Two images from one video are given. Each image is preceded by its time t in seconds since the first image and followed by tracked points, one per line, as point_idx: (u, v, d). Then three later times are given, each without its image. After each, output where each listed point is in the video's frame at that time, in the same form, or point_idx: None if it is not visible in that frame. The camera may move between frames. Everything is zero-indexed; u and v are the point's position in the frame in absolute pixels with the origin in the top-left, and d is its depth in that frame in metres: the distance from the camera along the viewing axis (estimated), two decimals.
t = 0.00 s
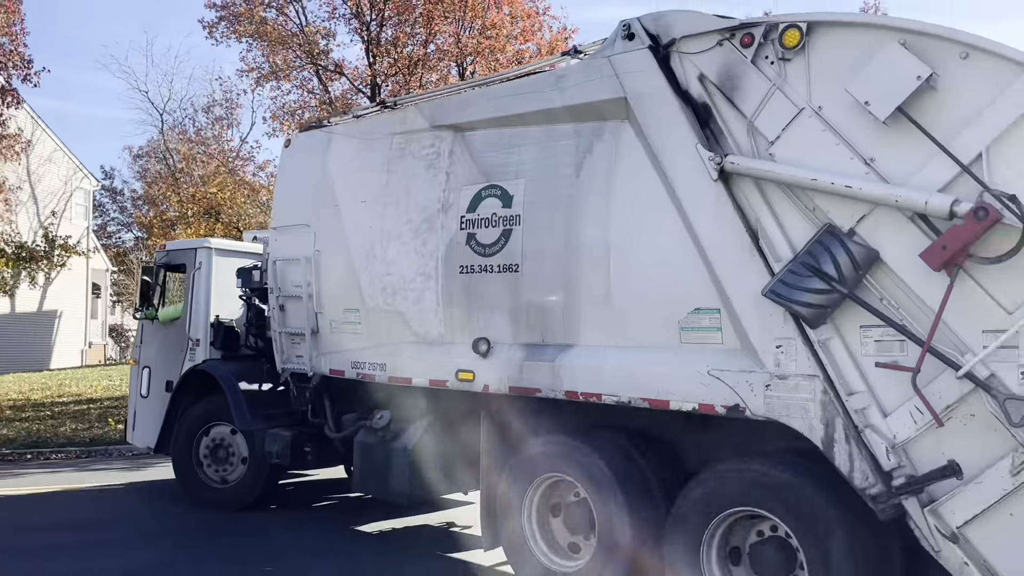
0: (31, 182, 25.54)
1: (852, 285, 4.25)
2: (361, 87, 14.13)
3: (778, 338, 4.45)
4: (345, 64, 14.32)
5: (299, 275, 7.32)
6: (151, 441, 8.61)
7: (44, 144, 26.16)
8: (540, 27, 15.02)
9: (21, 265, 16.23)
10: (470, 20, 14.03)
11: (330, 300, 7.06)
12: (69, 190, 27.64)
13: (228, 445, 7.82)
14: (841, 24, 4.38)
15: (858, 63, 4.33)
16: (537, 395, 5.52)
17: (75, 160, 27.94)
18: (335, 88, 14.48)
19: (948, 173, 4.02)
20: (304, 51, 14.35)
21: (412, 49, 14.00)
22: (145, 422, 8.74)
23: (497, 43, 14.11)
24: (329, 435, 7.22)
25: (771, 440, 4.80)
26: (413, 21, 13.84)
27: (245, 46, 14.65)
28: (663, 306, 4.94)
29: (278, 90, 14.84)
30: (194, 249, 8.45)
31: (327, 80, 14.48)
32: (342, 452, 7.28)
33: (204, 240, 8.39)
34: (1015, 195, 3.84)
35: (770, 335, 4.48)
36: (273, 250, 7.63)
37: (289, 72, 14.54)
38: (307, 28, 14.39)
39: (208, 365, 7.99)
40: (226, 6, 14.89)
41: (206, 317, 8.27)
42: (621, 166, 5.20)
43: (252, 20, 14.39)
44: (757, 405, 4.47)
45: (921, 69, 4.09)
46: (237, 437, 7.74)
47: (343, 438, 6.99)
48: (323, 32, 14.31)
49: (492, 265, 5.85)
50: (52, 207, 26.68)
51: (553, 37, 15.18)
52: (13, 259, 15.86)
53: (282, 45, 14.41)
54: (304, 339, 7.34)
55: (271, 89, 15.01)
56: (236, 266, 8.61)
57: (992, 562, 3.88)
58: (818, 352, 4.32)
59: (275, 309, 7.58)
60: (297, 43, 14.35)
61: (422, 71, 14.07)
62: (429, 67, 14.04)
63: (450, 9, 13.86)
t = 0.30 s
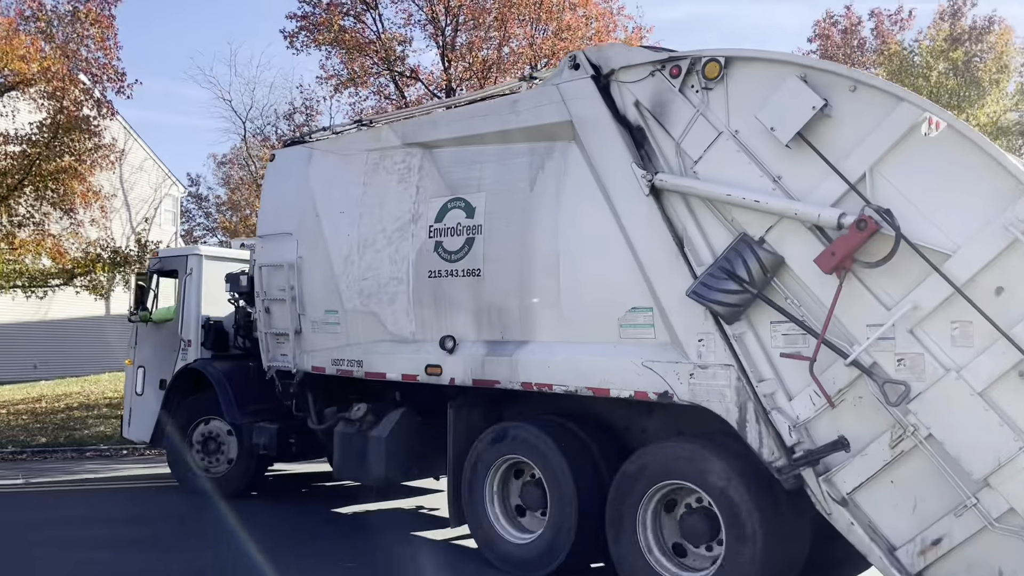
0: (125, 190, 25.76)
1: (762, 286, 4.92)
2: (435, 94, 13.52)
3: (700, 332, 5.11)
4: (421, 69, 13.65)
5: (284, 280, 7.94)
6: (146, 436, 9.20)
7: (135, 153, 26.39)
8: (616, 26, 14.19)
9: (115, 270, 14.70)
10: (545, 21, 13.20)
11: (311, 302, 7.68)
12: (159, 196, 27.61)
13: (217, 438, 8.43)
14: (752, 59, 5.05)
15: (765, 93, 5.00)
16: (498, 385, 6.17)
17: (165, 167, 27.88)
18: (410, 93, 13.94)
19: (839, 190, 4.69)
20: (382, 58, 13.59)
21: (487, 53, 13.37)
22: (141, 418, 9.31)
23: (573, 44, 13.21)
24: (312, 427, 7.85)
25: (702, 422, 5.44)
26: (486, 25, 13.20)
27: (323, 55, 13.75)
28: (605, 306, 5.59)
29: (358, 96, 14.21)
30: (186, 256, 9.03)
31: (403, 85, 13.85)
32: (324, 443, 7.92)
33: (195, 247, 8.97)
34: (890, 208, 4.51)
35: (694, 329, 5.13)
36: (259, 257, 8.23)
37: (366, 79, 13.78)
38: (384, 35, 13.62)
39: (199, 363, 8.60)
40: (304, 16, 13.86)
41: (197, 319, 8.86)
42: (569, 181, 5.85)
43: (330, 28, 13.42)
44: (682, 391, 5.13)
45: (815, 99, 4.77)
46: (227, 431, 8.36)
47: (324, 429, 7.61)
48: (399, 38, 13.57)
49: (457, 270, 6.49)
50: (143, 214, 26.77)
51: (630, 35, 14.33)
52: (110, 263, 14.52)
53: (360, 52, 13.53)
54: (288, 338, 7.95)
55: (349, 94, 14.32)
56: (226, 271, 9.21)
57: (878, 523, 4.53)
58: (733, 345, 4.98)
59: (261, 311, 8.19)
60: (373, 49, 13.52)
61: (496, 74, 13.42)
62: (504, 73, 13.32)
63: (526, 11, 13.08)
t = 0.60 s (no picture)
0: (210, 195, 26.32)
1: (694, 286, 5.62)
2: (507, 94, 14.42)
3: (643, 327, 5.81)
4: (491, 72, 14.63)
5: (273, 284, 8.59)
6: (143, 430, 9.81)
7: (218, 160, 27.02)
8: (689, 24, 14.90)
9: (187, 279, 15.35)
10: (617, 21, 14.12)
11: (299, 303, 8.34)
12: (242, 201, 28.21)
13: (211, 429, 9.08)
14: (687, 87, 5.76)
15: (699, 117, 5.71)
16: (468, 377, 6.84)
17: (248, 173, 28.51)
18: (483, 96, 14.82)
19: (760, 202, 5.40)
20: (454, 62, 14.58)
21: (558, 54, 14.19)
22: (138, 413, 9.92)
23: (644, 43, 14.13)
24: (299, 419, 8.49)
25: (649, 408, 6.11)
26: (558, 26, 14.07)
27: (398, 59, 14.74)
28: (562, 305, 6.27)
29: (431, 100, 15.14)
30: (183, 261, 9.68)
31: (475, 88, 14.82)
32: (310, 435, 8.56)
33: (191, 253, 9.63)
34: (801, 218, 5.23)
35: (638, 324, 5.83)
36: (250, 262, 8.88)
37: (439, 83, 14.85)
38: (456, 40, 14.56)
39: (194, 361, 9.23)
40: (379, 22, 14.85)
41: (193, 319, 9.50)
42: (531, 194, 6.54)
43: (405, 33, 14.48)
44: (627, 378, 5.82)
45: (739, 122, 5.47)
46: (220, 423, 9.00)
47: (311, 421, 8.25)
48: (471, 42, 14.51)
49: (432, 273, 7.16)
50: (227, 219, 27.28)
51: (703, 33, 14.99)
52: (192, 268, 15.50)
53: (433, 57, 14.59)
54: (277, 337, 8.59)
55: (423, 99, 15.27)
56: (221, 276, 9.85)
57: (793, 492, 5.21)
58: (671, 338, 5.67)
59: (252, 312, 8.84)
60: (446, 54, 14.56)
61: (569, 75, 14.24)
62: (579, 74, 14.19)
63: (600, 11, 13.97)
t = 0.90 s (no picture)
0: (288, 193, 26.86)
1: (644, 287, 6.35)
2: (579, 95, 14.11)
3: (600, 324, 6.53)
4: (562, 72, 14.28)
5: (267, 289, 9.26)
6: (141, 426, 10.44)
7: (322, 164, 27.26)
8: (762, 19, 14.14)
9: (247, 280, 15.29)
10: (688, 19, 13.55)
11: (290, 306, 9.01)
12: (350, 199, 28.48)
13: (207, 423, 9.72)
14: (640, 111, 6.51)
15: (649, 139, 6.45)
16: (445, 371, 7.53)
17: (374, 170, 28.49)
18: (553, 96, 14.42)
19: (700, 214, 6.14)
20: (524, 63, 14.22)
21: (629, 53, 13.67)
22: (137, 410, 10.54)
23: (718, 40, 13.53)
24: (290, 413, 9.16)
25: (607, 398, 6.80)
26: (628, 26, 13.52)
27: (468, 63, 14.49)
28: (530, 306, 6.98)
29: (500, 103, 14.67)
30: (183, 267, 10.35)
31: (545, 89, 14.38)
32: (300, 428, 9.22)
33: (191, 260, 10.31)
34: (735, 227, 5.97)
35: (596, 321, 6.55)
36: (245, 269, 9.55)
37: (510, 85, 14.38)
38: (527, 41, 14.28)
39: (192, 360, 9.88)
40: (450, 26, 14.65)
41: (191, 322, 10.17)
42: (502, 205, 7.26)
43: (476, 36, 14.23)
44: (585, 370, 6.53)
45: (682, 143, 6.21)
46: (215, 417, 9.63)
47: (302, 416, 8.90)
48: (542, 43, 14.23)
49: (414, 277, 7.85)
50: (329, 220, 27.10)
51: (777, 28, 14.17)
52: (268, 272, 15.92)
53: (504, 59, 14.26)
54: (269, 339, 9.26)
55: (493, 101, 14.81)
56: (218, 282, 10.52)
57: (729, 468, 5.90)
58: (624, 334, 6.39)
59: (247, 315, 9.50)
60: (518, 56, 14.19)
61: (636, 76, 13.76)
62: (649, 70, 13.64)
63: (670, 9, 13.44)
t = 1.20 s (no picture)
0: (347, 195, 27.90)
1: (606, 291, 7.10)
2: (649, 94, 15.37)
3: (567, 323, 7.26)
4: (631, 72, 15.51)
5: (260, 295, 9.91)
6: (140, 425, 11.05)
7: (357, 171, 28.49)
8: (838, 12, 15.87)
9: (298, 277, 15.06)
10: (761, 16, 15.23)
11: (283, 310, 9.67)
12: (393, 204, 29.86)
13: (204, 421, 10.38)
14: (601, 133, 7.26)
15: (610, 158, 7.19)
16: (428, 369, 8.22)
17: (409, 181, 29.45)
18: (621, 95, 15.91)
19: (654, 225, 6.89)
20: (594, 64, 15.49)
21: (699, 50, 14.95)
22: (136, 410, 11.15)
23: (790, 36, 15.24)
24: (283, 411, 9.82)
25: (574, 391, 7.53)
26: (699, 22, 14.80)
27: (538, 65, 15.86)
28: (504, 308, 7.70)
29: (570, 103, 16.25)
30: (179, 275, 10.97)
31: (615, 89, 15.87)
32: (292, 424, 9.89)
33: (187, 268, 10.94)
34: (685, 237, 6.73)
35: (564, 321, 7.28)
36: (239, 277, 10.20)
37: (579, 86, 15.69)
38: (596, 42, 15.66)
39: (189, 362, 10.52)
40: (518, 30, 16.28)
41: (187, 326, 10.78)
42: (480, 217, 7.98)
43: (545, 38, 15.63)
44: (554, 365, 7.25)
45: (639, 162, 6.97)
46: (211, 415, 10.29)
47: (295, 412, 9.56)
48: (609, 44, 15.63)
49: (399, 283, 8.55)
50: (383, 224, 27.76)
51: (853, 19, 15.96)
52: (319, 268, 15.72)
53: (573, 60, 15.55)
54: (263, 341, 9.91)
55: (561, 102, 16.38)
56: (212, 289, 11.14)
57: (680, 451, 6.64)
58: (588, 332, 7.12)
59: (241, 319, 10.14)
60: (587, 56, 15.48)
61: (707, 72, 15.00)
62: (721, 66, 14.93)
63: (740, 7, 14.83)
